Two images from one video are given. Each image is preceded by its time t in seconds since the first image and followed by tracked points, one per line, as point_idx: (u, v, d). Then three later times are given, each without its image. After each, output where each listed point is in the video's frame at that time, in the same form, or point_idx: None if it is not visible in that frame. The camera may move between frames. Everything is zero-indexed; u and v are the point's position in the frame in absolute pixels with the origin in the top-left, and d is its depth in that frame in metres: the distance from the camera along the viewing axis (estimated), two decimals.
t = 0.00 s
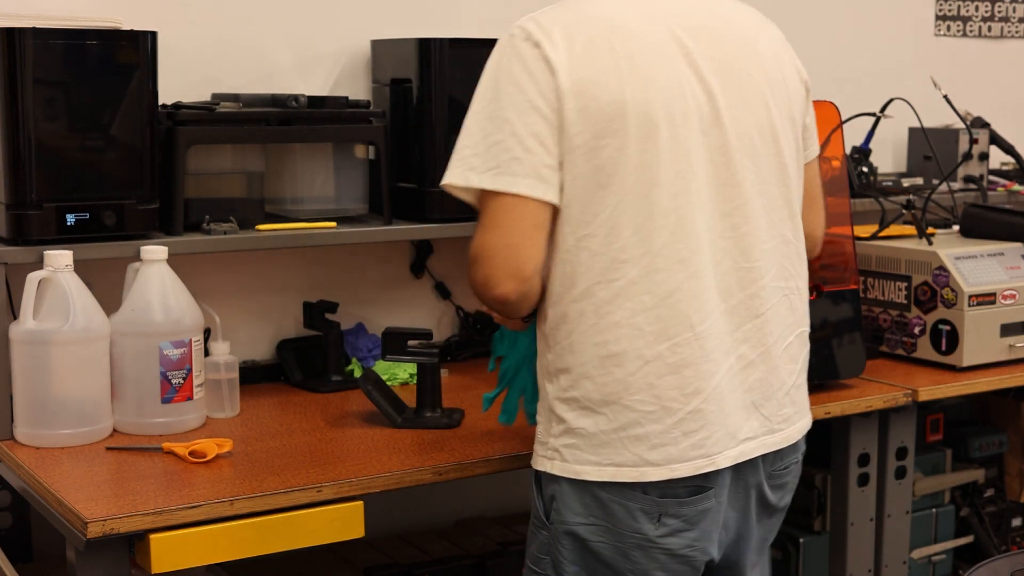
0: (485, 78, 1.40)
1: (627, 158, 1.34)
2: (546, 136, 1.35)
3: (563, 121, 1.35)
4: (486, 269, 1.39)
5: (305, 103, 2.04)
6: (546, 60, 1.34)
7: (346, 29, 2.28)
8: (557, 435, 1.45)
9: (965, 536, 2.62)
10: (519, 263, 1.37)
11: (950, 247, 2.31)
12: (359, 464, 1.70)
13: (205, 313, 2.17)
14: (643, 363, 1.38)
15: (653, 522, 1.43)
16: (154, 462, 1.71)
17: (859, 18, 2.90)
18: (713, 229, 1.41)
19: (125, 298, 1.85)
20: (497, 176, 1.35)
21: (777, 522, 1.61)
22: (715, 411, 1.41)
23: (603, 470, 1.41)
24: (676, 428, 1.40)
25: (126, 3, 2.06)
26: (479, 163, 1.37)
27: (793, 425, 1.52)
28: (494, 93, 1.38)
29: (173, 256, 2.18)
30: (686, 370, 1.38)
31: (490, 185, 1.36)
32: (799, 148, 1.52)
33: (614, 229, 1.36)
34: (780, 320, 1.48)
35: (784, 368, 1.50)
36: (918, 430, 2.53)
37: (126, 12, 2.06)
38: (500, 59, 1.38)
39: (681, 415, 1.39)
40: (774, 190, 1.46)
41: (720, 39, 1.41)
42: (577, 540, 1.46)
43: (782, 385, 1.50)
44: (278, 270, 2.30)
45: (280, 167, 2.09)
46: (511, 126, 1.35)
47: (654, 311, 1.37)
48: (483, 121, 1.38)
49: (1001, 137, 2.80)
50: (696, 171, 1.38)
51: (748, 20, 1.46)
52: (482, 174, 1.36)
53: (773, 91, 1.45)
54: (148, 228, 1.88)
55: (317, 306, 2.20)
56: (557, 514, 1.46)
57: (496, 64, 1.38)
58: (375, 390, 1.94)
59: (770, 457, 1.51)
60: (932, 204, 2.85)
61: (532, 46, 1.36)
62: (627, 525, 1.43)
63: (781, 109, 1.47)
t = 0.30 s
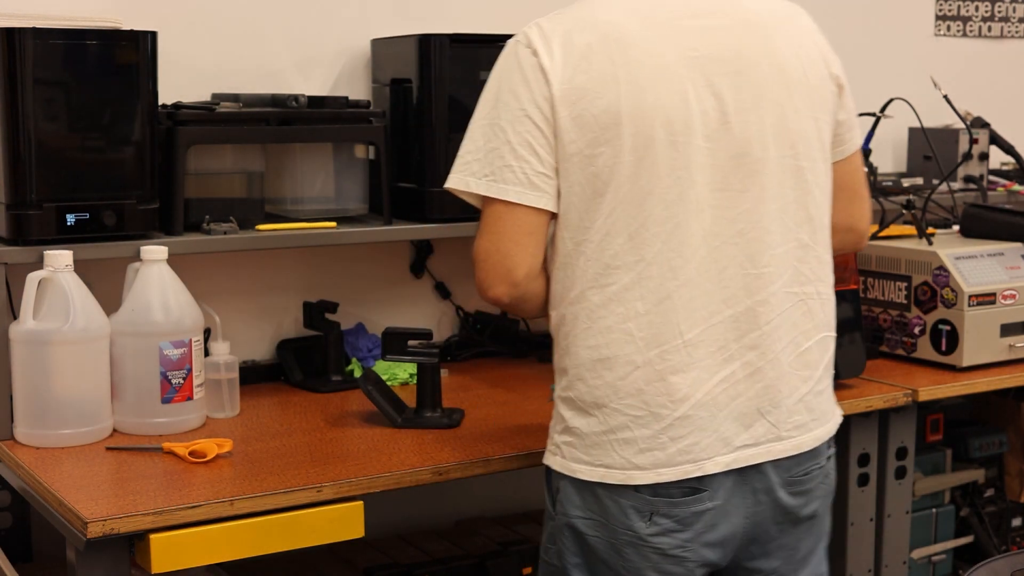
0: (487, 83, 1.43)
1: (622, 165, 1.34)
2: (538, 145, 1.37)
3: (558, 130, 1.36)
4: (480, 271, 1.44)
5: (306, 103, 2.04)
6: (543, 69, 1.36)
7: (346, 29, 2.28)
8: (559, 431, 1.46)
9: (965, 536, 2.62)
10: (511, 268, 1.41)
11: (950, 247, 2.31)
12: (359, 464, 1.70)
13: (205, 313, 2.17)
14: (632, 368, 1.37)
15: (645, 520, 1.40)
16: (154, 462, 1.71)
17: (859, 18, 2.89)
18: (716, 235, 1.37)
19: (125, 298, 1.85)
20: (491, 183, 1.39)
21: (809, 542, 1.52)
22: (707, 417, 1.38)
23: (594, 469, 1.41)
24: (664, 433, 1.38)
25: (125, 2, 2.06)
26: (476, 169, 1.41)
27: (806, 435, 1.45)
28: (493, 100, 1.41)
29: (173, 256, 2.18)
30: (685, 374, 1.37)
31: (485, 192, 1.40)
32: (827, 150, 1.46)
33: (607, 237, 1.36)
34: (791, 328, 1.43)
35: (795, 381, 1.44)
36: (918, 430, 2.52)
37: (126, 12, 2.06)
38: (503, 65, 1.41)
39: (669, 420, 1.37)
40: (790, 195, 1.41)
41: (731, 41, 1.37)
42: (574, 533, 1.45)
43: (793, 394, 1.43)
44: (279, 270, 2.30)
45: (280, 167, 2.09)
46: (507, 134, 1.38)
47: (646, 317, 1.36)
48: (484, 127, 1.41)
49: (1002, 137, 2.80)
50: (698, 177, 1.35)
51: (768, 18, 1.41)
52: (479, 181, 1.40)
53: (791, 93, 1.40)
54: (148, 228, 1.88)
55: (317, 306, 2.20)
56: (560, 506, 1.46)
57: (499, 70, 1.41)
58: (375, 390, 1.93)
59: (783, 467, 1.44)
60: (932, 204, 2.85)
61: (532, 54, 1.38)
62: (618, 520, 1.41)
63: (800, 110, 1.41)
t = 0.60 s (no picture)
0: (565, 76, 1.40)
1: (703, 164, 1.31)
2: (618, 139, 1.33)
3: (637, 126, 1.33)
4: (559, 264, 1.40)
5: (306, 103, 2.04)
6: (624, 65, 1.33)
7: (346, 29, 2.28)
8: (630, 425, 1.43)
9: (965, 536, 2.62)
10: (589, 261, 1.37)
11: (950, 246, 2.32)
12: (359, 464, 1.70)
13: (205, 313, 2.17)
14: (709, 365, 1.35)
15: (724, 516, 1.38)
16: (153, 462, 1.71)
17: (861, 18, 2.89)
18: (793, 233, 1.35)
19: (126, 298, 1.85)
20: (569, 177, 1.36)
21: (877, 521, 1.52)
22: (783, 413, 1.36)
23: (669, 464, 1.38)
24: (740, 429, 1.35)
25: (126, 3, 2.06)
26: (554, 162, 1.37)
27: (878, 428, 1.44)
28: (572, 93, 1.37)
29: (173, 256, 2.18)
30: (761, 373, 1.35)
31: (562, 185, 1.36)
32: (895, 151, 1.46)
33: (685, 235, 1.33)
34: (859, 325, 1.41)
35: (868, 378, 1.43)
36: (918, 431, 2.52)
37: (128, 12, 2.06)
38: (582, 58, 1.37)
39: (745, 417, 1.35)
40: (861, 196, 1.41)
41: (809, 40, 1.35)
42: (646, 530, 1.42)
43: (865, 389, 1.42)
44: (279, 270, 2.30)
45: (280, 167, 2.09)
46: (586, 127, 1.35)
47: (724, 316, 1.34)
48: (561, 120, 1.38)
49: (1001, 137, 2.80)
50: (774, 178, 1.33)
51: (844, 17, 1.40)
52: (555, 173, 1.37)
53: (864, 94, 1.39)
54: (148, 228, 1.88)
55: (317, 306, 2.20)
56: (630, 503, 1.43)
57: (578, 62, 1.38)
58: (375, 390, 1.94)
59: (860, 457, 1.43)
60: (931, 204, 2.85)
61: (613, 49, 1.34)
62: (696, 517, 1.39)
63: (872, 111, 1.41)
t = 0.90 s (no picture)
0: (665, 80, 1.40)
1: (807, 163, 1.32)
2: (726, 140, 1.34)
3: (744, 127, 1.33)
4: (663, 267, 1.39)
5: (306, 103, 2.04)
6: (730, 65, 1.34)
7: (346, 29, 2.28)
8: (722, 428, 1.45)
9: (965, 536, 2.62)
10: (697, 265, 1.36)
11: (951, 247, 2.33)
12: (358, 464, 1.70)
13: (206, 313, 2.17)
14: (813, 364, 1.36)
15: (822, 519, 1.41)
16: (153, 462, 1.71)
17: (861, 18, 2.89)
18: (889, 232, 1.38)
19: (126, 298, 1.85)
20: (677, 179, 1.36)
21: (950, 509, 1.56)
22: (885, 412, 1.38)
23: (767, 465, 1.40)
24: (842, 428, 1.37)
25: (128, 3, 2.06)
26: (659, 165, 1.37)
27: (967, 425, 1.47)
28: (675, 97, 1.38)
29: (172, 256, 2.18)
30: (866, 371, 1.36)
31: (670, 187, 1.36)
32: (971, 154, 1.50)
33: (791, 235, 1.34)
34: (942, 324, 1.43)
35: (959, 376, 1.47)
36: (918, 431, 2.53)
37: (129, 12, 2.06)
38: (683, 61, 1.38)
39: (848, 415, 1.37)
40: (947, 196, 1.44)
41: (897, 43, 1.38)
42: (739, 538, 1.44)
43: (957, 389, 1.46)
44: (279, 270, 2.30)
45: (280, 167, 2.09)
46: (692, 129, 1.35)
47: (828, 314, 1.35)
48: (662, 123, 1.39)
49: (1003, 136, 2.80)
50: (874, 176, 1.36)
51: (926, 23, 1.43)
52: (661, 176, 1.37)
53: (948, 97, 1.43)
54: (149, 228, 1.88)
55: (317, 306, 2.20)
56: (718, 510, 1.45)
57: (678, 66, 1.39)
58: (375, 390, 1.94)
59: (949, 455, 1.46)
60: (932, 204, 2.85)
61: (716, 50, 1.35)
62: (794, 522, 1.41)
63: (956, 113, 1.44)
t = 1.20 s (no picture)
0: (720, 64, 1.43)
1: (861, 152, 1.36)
2: (783, 125, 1.37)
3: (802, 112, 1.37)
4: (713, 252, 1.41)
5: (306, 103, 2.04)
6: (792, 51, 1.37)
7: (347, 29, 2.28)
8: (757, 418, 1.47)
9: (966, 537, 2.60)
10: (752, 250, 1.39)
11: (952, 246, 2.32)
12: (359, 464, 1.70)
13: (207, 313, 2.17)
14: (857, 354, 1.40)
15: (860, 516, 1.44)
16: (153, 462, 1.71)
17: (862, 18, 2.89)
18: (935, 228, 1.41)
19: (126, 298, 1.85)
20: (732, 162, 1.38)
21: (975, 510, 1.60)
22: (925, 405, 1.42)
23: (805, 455, 1.42)
24: (882, 420, 1.41)
25: (130, 4, 2.06)
26: (713, 148, 1.40)
27: (1002, 426, 1.50)
28: (730, 81, 1.41)
29: (172, 256, 2.17)
30: (909, 362, 1.40)
31: (725, 170, 1.39)
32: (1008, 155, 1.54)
33: (842, 223, 1.37)
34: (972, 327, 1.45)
35: (998, 374, 1.50)
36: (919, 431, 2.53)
37: (130, 11, 2.07)
38: (740, 47, 1.41)
39: (888, 407, 1.41)
40: (991, 194, 1.47)
41: (950, 42, 1.41)
42: (776, 532, 1.47)
43: (996, 386, 1.50)
44: (280, 270, 2.30)
45: (280, 167, 2.08)
46: (749, 113, 1.38)
47: (873, 304, 1.39)
48: (717, 107, 1.41)
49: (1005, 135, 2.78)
50: (924, 171, 1.39)
51: (976, 25, 1.47)
52: (717, 158, 1.39)
53: (993, 97, 1.46)
54: (149, 228, 1.88)
55: (317, 307, 2.20)
56: (755, 506, 1.48)
57: (734, 53, 1.42)
58: (375, 390, 1.93)
59: (979, 455, 1.49)
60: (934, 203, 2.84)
61: (777, 36, 1.38)
62: (832, 518, 1.44)
63: (999, 114, 1.48)
